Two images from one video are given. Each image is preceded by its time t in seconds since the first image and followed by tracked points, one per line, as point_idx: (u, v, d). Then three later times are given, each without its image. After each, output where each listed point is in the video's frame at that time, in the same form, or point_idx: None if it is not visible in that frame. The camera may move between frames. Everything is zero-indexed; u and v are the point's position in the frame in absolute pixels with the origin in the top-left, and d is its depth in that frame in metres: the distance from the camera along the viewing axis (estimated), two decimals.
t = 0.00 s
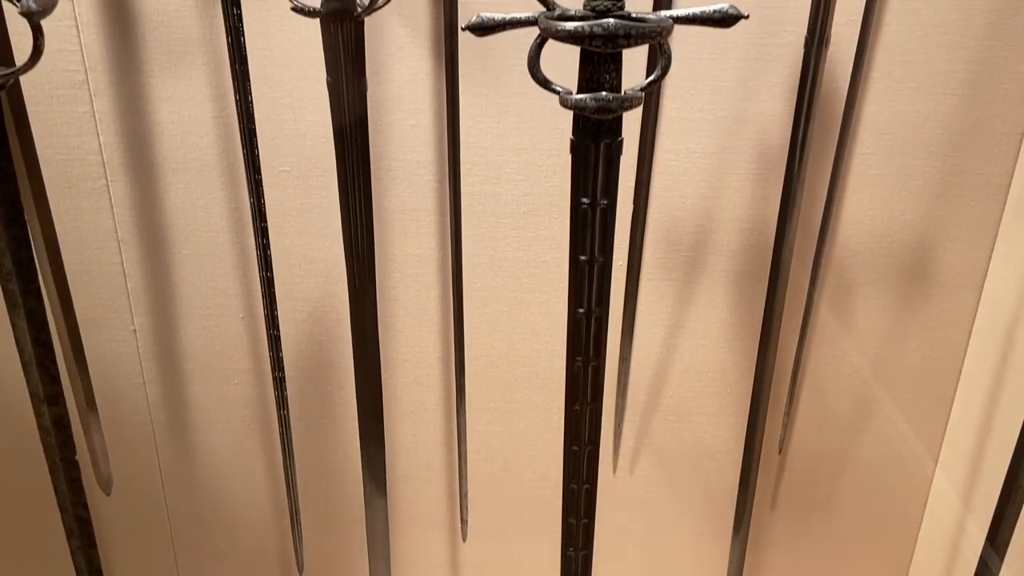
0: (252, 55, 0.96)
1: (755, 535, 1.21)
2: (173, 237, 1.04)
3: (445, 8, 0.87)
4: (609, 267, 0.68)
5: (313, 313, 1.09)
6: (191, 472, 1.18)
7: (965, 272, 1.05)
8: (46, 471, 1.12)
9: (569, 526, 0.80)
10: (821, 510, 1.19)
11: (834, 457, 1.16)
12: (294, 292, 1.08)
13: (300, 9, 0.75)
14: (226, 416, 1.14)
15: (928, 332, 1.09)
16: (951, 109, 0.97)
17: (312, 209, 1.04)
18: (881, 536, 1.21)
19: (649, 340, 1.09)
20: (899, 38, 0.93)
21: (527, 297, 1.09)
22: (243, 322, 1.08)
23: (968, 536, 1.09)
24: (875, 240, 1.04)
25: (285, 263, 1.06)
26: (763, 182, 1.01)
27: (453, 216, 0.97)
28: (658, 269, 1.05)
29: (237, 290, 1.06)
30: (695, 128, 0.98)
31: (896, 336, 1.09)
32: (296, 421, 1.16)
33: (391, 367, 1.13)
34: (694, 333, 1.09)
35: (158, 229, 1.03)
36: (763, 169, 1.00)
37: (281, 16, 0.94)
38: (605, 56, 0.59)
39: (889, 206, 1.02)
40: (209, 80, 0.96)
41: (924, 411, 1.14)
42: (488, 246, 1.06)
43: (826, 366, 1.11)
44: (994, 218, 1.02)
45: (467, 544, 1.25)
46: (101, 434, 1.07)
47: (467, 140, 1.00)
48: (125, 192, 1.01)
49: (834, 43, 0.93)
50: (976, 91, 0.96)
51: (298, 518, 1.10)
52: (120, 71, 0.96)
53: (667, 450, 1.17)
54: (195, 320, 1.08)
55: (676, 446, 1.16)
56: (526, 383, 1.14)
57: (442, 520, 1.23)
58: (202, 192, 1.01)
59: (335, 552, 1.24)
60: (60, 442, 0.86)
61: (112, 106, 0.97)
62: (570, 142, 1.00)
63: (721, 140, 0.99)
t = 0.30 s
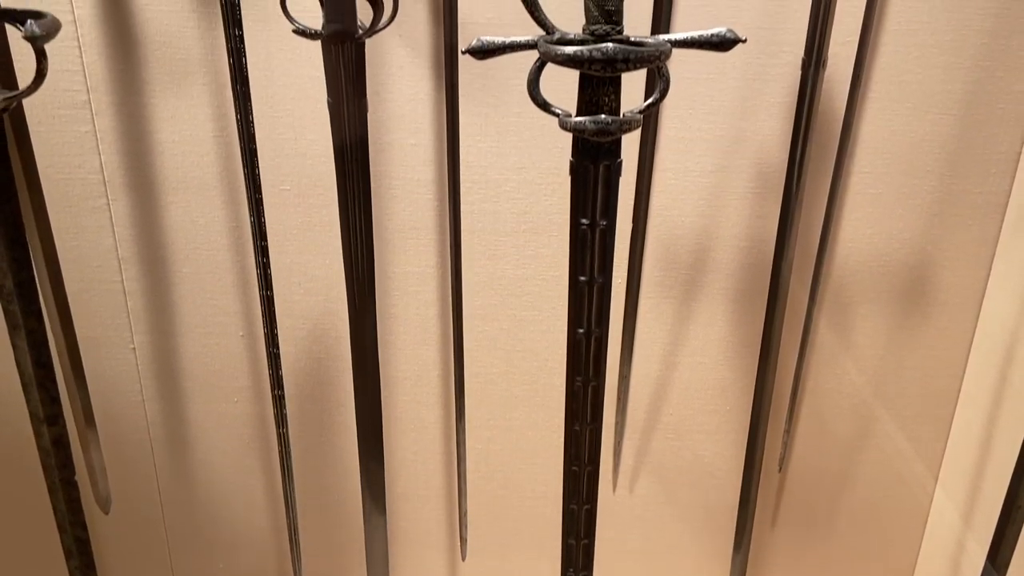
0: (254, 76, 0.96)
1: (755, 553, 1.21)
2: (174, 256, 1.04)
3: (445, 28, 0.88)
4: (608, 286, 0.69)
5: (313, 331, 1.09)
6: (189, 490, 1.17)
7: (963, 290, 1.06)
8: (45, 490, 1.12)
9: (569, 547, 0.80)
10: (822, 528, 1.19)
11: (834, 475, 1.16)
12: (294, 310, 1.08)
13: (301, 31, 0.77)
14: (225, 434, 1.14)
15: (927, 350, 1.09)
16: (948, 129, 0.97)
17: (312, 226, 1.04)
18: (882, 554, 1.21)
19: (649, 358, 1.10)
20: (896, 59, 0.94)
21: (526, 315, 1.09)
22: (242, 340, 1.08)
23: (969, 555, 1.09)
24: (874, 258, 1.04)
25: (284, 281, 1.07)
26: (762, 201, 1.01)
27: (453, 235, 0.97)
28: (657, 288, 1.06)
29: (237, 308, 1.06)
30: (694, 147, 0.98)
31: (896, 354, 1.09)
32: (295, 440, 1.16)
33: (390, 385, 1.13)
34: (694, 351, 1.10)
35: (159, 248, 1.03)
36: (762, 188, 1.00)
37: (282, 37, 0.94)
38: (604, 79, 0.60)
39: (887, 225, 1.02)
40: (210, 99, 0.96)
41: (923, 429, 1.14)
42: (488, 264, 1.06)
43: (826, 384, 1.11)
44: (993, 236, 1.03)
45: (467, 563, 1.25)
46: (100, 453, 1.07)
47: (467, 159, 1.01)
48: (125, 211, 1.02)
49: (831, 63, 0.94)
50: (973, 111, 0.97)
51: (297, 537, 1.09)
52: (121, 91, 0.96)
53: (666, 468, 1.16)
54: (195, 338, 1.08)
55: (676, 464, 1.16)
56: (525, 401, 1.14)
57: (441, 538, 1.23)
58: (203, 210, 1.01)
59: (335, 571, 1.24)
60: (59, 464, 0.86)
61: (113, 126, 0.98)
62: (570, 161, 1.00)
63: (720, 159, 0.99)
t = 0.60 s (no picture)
0: (257, 100, 0.97)
1: None
2: (174, 278, 1.04)
3: (446, 53, 0.88)
4: (609, 310, 0.69)
5: (313, 352, 1.10)
6: (188, 512, 1.17)
7: (962, 312, 1.06)
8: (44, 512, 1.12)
9: (569, 571, 0.80)
10: (823, 550, 1.19)
11: (835, 497, 1.16)
12: (294, 332, 1.08)
13: (303, 56, 0.77)
14: (224, 456, 1.14)
15: (927, 371, 1.09)
16: (945, 152, 0.98)
17: (312, 248, 1.04)
18: None
19: (648, 380, 1.10)
20: (893, 83, 0.95)
21: (526, 336, 1.09)
22: (242, 362, 1.08)
23: None
24: (873, 280, 1.04)
25: (285, 303, 1.07)
26: (761, 223, 1.02)
27: (453, 257, 0.97)
28: (657, 310, 1.06)
29: (237, 329, 1.06)
30: (693, 170, 0.99)
31: (895, 376, 1.09)
32: (295, 461, 1.16)
33: (390, 406, 1.13)
34: (694, 373, 1.10)
35: (159, 269, 1.04)
36: (760, 211, 1.01)
37: (284, 61, 0.95)
38: (605, 107, 0.60)
39: (886, 247, 1.02)
40: (212, 123, 0.97)
41: (924, 450, 1.14)
42: (488, 285, 1.06)
43: (826, 406, 1.11)
44: (990, 259, 1.03)
45: None
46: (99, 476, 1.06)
47: (467, 182, 1.01)
48: (126, 233, 1.02)
49: (829, 87, 0.95)
50: (970, 134, 0.97)
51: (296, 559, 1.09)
52: (124, 115, 0.97)
53: (667, 490, 1.16)
54: (195, 360, 1.08)
55: (677, 486, 1.16)
56: (525, 423, 1.14)
57: (441, 560, 1.22)
58: (203, 232, 1.02)
59: None
60: (59, 488, 0.87)
61: (115, 149, 0.98)
62: (570, 184, 1.01)
63: (719, 182, 1.00)
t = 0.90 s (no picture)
0: (258, 118, 0.97)
1: None
2: (175, 294, 1.04)
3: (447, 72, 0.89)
4: (609, 328, 0.69)
5: (314, 369, 1.10)
6: (187, 529, 1.17)
7: (962, 329, 1.06)
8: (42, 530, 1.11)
9: None
10: (824, 567, 1.18)
11: (836, 514, 1.15)
12: (294, 349, 1.09)
13: (305, 75, 0.77)
14: (223, 473, 1.14)
15: (927, 388, 1.09)
16: (943, 170, 0.98)
17: (313, 265, 1.04)
18: None
19: (648, 398, 1.10)
20: (891, 102, 0.95)
21: (526, 353, 1.09)
22: (242, 379, 1.08)
23: None
24: (872, 297, 1.04)
25: (285, 320, 1.07)
26: (760, 240, 1.02)
27: (453, 274, 0.97)
28: (657, 326, 1.06)
29: (237, 345, 1.06)
30: (693, 187, 0.99)
31: (896, 393, 1.09)
32: (294, 478, 1.16)
33: (390, 423, 1.13)
34: (694, 390, 1.09)
35: (160, 286, 1.04)
36: (760, 228, 1.01)
37: (285, 79, 0.95)
38: (605, 126, 0.61)
39: (885, 264, 1.03)
40: (213, 140, 0.97)
41: (925, 467, 1.13)
42: (488, 302, 1.06)
43: (826, 423, 1.11)
44: (989, 276, 1.03)
45: None
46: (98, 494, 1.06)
47: (467, 199, 1.01)
48: (127, 250, 1.02)
49: (828, 106, 0.95)
50: (968, 152, 0.98)
51: None
52: (126, 133, 0.97)
53: (667, 507, 1.16)
54: (195, 377, 1.08)
55: (677, 504, 1.16)
56: (525, 440, 1.14)
57: None
58: (204, 249, 1.02)
59: None
60: (59, 507, 0.87)
61: (117, 166, 0.98)
62: (570, 202, 1.01)
63: (718, 199, 1.00)
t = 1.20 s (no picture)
0: (259, 140, 0.98)
1: None
2: (174, 315, 1.04)
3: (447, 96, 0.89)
4: (609, 351, 0.69)
5: (313, 390, 1.09)
6: (185, 550, 1.16)
7: (961, 350, 1.06)
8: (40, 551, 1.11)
9: None
10: None
11: (836, 534, 1.15)
12: (294, 370, 1.08)
13: (306, 99, 0.78)
14: (222, 494, 1.13)
15: (927, 409, 1.09)
16: (941, 191, 0.99)
17: (313, 286, 1.04)
18: None
19: (648, 418, 1.10)
20: (888, 124, 0.96)
21: (526, 374, 1.09)
22: (241, 399, 1.08)
23: None
24: (871, 318, 1.04)
25: (284, 341, 1.07)
26: (759, 261, 1.02)
27: (453, 294, 0.97)
28: (656, 347, 1.06)
29: (236, 366, 1.06)
30: (692, 208, 0.99)
31: (895, 413, 1.09)
32: (293, 499, 1.15)
33: (389, 444, 1.13)
34: (694, 410, 1.09)
35: (160, 307, 1.04)
36: (758, 249, 1.01)
37: (286, 102, 0.96)
38: (605, 151, 0.61)
39: (883, 285, 1.03)
40: (214, 162, 0.97)
41: (925, 488, 1.13)
42: (488, 322, 1.07)
43: (826, 443, 1.11)
44: (988, 297, 1.04)
45: None
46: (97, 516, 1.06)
47: (467, 220, 1.02)
48: (127, 271, 1.02)
49: (825, 128, 0.96)
50: (965, 174, 0.98)
51: None
52: (127, 155, 0.97)
53: (667, 528, 1.15)
54: (194, 397, 1.08)
55: (677, 525, 1.15)
56: (524, 460, 1.14)
57: None
58: (204, 270, 1.02)
59: None
60: (57, 530, 0.86)
61: (118, 188, 0.99)
62: (569, 223, 1.01)
63: (717, 221, 1.00)
